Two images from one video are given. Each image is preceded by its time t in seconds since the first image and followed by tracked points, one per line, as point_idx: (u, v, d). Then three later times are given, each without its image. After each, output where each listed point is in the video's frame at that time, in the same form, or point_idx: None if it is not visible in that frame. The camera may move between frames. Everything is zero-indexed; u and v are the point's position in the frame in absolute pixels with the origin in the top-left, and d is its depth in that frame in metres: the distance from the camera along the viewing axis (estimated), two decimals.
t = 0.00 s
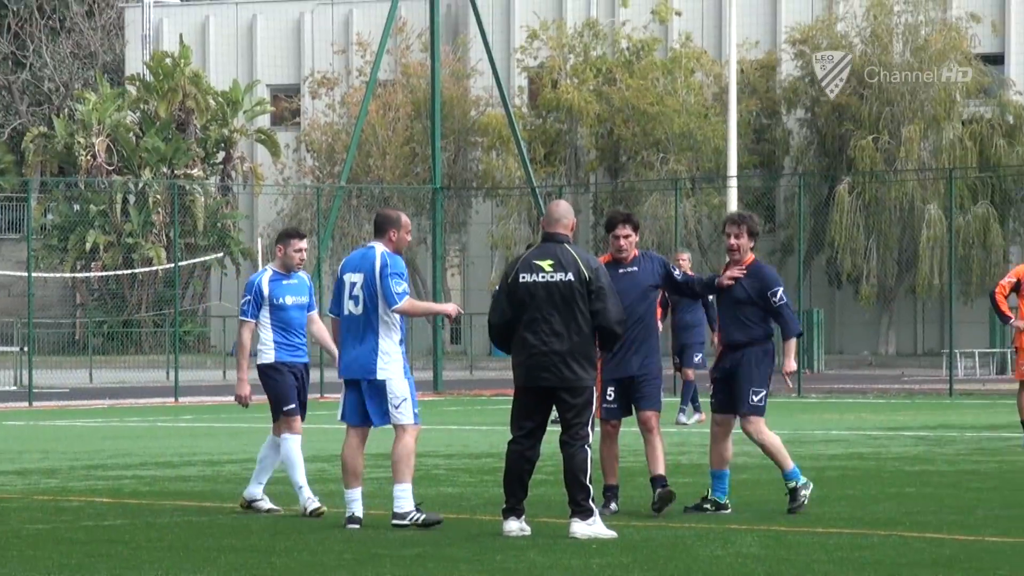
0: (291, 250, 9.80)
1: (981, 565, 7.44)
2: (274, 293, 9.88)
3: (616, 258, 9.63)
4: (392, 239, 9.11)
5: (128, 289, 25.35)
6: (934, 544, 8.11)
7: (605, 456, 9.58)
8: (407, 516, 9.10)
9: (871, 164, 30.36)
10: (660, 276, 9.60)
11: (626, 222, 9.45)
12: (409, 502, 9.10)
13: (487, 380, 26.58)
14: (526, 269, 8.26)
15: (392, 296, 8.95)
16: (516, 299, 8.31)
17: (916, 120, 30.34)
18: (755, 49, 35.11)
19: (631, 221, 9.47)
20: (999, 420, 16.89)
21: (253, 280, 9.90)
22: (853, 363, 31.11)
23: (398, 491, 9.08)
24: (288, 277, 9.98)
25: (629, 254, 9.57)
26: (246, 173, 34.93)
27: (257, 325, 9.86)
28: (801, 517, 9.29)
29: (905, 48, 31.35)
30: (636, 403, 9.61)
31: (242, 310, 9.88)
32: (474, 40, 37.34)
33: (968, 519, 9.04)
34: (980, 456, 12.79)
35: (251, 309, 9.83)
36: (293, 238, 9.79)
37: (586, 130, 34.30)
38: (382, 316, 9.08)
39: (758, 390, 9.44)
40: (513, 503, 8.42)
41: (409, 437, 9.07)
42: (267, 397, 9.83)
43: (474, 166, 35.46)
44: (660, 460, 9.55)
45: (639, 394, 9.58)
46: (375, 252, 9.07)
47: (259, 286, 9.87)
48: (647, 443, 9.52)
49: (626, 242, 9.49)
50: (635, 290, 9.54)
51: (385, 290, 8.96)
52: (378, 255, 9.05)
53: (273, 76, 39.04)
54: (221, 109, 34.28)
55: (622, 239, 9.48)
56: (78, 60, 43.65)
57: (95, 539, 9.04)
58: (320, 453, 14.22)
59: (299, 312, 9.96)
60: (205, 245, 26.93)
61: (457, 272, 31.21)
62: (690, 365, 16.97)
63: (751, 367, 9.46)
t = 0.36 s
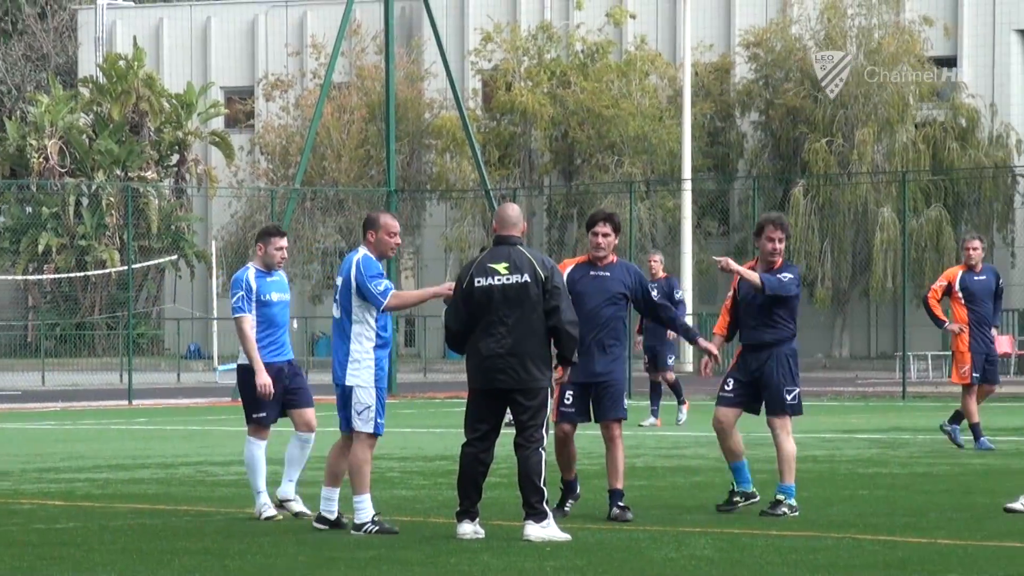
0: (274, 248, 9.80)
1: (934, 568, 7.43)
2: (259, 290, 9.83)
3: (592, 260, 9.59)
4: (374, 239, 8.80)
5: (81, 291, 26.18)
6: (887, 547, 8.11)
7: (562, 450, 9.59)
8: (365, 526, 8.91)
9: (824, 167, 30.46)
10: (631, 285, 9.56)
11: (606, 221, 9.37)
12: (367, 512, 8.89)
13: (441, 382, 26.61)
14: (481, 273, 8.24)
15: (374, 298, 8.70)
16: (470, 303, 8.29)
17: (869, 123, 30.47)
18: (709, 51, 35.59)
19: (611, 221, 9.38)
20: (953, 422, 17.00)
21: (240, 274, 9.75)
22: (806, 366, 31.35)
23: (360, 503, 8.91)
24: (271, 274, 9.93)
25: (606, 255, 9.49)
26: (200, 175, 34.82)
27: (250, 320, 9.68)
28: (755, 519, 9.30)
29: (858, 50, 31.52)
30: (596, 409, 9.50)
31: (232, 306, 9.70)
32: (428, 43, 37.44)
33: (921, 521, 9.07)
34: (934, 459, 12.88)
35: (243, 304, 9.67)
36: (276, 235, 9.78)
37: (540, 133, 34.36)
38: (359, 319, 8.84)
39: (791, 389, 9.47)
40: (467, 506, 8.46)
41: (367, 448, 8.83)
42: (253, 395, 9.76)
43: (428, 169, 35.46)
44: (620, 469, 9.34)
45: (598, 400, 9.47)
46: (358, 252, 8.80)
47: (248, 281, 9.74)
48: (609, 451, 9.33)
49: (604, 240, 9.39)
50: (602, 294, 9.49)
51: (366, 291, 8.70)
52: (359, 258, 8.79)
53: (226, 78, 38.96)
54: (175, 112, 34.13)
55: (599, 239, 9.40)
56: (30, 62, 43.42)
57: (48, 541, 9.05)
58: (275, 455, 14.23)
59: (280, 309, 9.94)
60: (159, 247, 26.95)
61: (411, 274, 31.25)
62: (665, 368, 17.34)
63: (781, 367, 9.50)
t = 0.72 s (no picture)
0: (265, 248, 9.61)
1: (895, 565, 7.40)
2: (249, 291, 9.66)
3: (557, 258, 9.67)
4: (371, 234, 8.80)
5: (40, 289, 25.77)
6: (848, 544, 8.10)
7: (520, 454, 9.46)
8: (327, 523, 8.90)
9: (784, 166, 30.58)
10: (591, 281, 9.57)
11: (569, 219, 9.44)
12: (331, 509, 8.88)
13: (402, 381, 26.62)
14: (439, 272, 8.25)
15: (360, 297, 8.62)
16: (429, 302, 8.31)
17: (829, 121, 30.61)
18: (669, 50, 35.88)
19: (575, 220, 9.44)
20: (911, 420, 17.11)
21: (229, 275, 9.65)
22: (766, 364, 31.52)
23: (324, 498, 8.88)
24: (263, 275, 9.76)
25: (569, 253, 9.57)
26: (161, 173, 34.75)
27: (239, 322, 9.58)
28: (715, 518, 9.30)
29: (819, 48, 31.76)
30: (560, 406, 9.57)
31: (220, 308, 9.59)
32: (388, 42, 37.55)
33: (881, 519, 9.10)
34: (893, 458, 12.97)
35: (232, 305, 9.56)
36: (268, 235, 9.60)
37: (500, 132, 34.46)
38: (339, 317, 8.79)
39: (792, 388, 9.57)
40: (428, 505, 8.47)
41: (332, 448, 8.82)
42: (239, 396, 9.61)
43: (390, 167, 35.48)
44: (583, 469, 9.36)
45: (567, 400, 9.53)
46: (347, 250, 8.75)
47: (236, 282, 9.63)
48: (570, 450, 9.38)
49: (568, 239, 9.46)
50: (564, 293, 9.57)
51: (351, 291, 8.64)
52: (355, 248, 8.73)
53: (186, 76, 38.94)
54: (135, 110, 34.00)
55: (563, 236, 9.46)
56: None
57: (7, 540, 9.03)
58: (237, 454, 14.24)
59: (273, 312, 9.76)
60: (120, 245, 26.98)
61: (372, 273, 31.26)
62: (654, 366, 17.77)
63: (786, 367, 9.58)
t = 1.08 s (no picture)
0: (251, 245, 9.38)
1: (852, 563, 7.38)
2: (232, 287, 9.47)
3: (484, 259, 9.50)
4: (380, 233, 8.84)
5: None
6: (805, 542, 8.09)
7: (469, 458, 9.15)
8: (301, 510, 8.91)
9: (743, 164, 30.64)
10: (523, 281, 9.42)
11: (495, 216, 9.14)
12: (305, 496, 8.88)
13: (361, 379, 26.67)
14: (395, 270, 8.24)
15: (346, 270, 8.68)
16: (385, 299, 8.31)
17: (788, 119, 30.73)
18: (628, 48, 36.05)
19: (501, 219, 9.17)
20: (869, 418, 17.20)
21: (213, 271, 9.50)
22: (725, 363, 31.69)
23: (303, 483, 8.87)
24: (251, 271, 9.56)
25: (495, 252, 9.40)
26: (120, 172, 34.62)
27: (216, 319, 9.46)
28: (673, 516, 9.32)
29: (777, 47, 31.87)
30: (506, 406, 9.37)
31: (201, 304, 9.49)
32: (348, 39, 37.59)
33: (839, 516, 9.14)
34: (850, 456, 13.03)
35: (210, 302, 9.44)
36: (258, 231, 9.37)
37: (459, 130, 34.50)
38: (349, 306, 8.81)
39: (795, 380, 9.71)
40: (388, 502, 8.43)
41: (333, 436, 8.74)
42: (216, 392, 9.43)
43: (349, 165, 35.51)
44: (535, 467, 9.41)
45: (511, 401, 9.34)
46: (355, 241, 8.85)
47: (219, 278, 9.47)
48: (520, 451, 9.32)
49: (495, 236, 9.18)
50: (496, 295, 9.41)
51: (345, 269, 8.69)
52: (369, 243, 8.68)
53: (145, 74, 38.85)
54: (93, 108, 33.91)
55: (489, 235, 9.18)
56: None
57: None
58: (196, 452, 14.22)
59: (259, 310, 9.52)
60: (78, 243, 26.91)
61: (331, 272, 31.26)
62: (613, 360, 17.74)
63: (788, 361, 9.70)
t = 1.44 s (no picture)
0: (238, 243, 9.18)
1: (822, 559, 7.42)
2: (218, 286, 9.26)
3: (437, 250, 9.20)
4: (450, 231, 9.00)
5: None
6: (774, 538, 8.14)
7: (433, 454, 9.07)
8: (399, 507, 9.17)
9: (712, 160, 30.73)
10: (479, 271, 9.17)
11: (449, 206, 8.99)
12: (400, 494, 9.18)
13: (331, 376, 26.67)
14: (369, 263, 8.27)
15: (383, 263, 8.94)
16: (358, 291, 8.33)
17: (756, 115, 30.84)
18: (597, 44, 36.25)
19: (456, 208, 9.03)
20: (836, 414, 17.32)
21: (196, 270, 9.25)
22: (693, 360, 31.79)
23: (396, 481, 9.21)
24: (236, 269, 9.36)
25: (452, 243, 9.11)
26: (87, 168, 34.55)
27: (200, 319, 9.25)
28: (640, 512, 9.39)
29: (745, 43, 31.96)
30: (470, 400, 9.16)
31: (185, 303, 9.26)
32: (316, 36, 37.64)
33: (807, 512, 9.23)
34: (818, 452, 13.12)
35: (194, 303, 9.24)
36: (249, 230, 9.20)
37: (428, 126, 34.49)
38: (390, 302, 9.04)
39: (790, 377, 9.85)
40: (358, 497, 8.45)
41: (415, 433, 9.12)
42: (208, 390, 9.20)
43: (318, 162, 35.28)
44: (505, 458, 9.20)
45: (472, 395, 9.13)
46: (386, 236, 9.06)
47: (203, 277, 9.24)
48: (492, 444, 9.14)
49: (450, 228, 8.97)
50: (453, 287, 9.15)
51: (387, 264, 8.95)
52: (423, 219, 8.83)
53: (113, 71, 38.83)
54: (60, 105, 33.92)
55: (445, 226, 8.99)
56: None
57: None
58: (165, 448, 14.25)
59: (246, 311, 9.31)
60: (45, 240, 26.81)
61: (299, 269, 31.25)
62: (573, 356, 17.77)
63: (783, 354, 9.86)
